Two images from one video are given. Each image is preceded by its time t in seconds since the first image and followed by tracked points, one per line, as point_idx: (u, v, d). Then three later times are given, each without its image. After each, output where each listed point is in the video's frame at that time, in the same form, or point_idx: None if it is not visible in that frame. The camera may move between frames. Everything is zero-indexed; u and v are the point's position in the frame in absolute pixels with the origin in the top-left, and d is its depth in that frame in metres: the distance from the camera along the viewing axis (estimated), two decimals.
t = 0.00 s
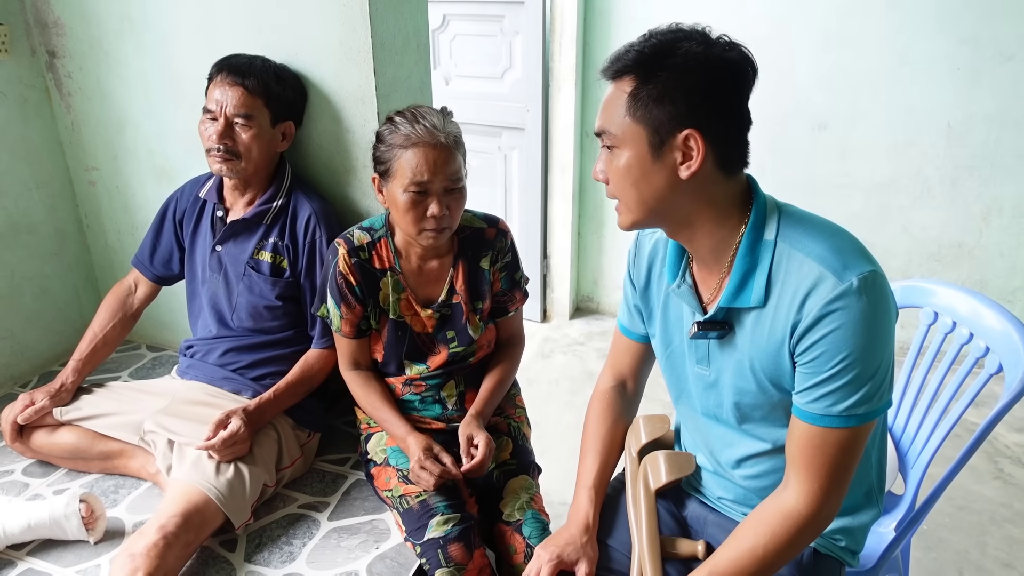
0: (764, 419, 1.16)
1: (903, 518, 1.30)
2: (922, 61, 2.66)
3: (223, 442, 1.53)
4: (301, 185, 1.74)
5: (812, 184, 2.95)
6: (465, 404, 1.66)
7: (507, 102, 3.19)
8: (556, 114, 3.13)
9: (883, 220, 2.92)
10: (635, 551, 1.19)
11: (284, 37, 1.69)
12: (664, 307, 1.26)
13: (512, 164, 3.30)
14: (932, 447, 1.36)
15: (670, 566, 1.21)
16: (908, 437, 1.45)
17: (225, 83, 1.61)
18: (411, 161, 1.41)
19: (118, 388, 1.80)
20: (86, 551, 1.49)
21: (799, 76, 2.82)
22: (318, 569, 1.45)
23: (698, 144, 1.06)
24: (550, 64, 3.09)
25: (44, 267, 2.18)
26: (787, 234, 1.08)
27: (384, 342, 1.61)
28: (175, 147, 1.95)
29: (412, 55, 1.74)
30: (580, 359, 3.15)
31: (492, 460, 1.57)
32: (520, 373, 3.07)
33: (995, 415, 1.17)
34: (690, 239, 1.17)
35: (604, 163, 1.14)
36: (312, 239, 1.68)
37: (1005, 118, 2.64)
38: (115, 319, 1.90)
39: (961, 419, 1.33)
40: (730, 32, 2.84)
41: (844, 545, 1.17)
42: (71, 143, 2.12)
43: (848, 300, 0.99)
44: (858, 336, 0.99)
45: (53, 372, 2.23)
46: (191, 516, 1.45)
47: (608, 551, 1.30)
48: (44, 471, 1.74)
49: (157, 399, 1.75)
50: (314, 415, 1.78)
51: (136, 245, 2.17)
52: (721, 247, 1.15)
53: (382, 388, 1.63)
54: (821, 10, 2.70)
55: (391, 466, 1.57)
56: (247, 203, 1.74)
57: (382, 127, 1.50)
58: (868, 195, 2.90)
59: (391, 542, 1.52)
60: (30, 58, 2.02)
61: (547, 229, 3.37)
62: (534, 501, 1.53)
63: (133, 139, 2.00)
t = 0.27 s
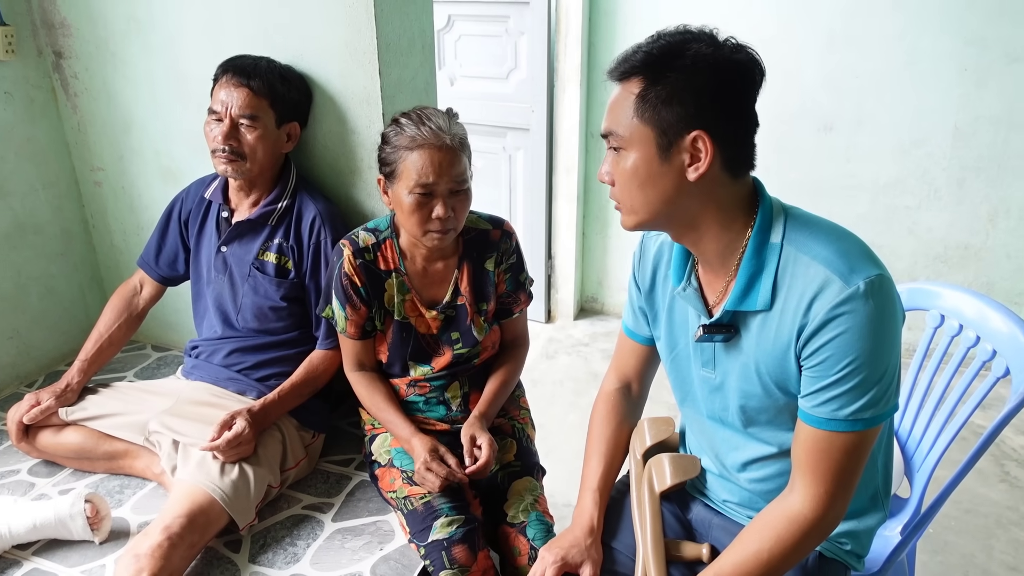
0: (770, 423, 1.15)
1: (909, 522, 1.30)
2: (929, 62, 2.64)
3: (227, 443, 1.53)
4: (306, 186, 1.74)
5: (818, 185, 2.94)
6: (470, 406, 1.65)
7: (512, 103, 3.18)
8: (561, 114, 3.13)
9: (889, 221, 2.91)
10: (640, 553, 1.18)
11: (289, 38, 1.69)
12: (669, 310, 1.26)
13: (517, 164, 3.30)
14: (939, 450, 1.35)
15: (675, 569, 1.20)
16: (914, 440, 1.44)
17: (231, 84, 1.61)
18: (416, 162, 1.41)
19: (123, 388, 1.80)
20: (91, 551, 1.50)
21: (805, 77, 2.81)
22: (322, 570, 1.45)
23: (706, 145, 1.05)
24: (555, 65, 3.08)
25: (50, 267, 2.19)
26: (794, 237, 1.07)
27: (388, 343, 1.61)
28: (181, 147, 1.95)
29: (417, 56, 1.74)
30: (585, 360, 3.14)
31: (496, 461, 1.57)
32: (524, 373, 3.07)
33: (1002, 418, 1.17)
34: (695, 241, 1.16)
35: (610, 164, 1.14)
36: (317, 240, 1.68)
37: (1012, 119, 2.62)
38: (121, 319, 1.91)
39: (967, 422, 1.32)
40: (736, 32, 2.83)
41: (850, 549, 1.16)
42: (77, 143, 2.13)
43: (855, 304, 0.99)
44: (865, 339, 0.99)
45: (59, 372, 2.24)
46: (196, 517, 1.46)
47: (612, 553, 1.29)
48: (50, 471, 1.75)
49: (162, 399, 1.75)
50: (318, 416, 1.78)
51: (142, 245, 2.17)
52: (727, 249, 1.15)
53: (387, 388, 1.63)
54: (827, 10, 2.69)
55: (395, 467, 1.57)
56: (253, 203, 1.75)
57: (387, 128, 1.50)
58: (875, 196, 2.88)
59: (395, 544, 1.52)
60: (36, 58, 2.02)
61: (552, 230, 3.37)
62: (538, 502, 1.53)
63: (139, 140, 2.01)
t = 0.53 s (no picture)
0: (772, 422, 1.15)
1: (913, 522, 1.29)
2: (936, 59, 2.63)
3: (230, 440, 1.54)
4: (309, 184, 1.74)
5: (823, 183, 2.93)
6: (472, 404, 1.65)
7: (516, 100, 3.18)
8: (566, 112, 3.12)
9: (895, 220, 2.89)
10: (641, 553, 1.18)
11: (292, 36, 1.69)
12: (672, 308, 1.25)
13: (521, 162, 3.30)
14: (943, 450, 1.35)
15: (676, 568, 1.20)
16: (918, 440, 1.43)
17: (234, 82, 1.61)
18: (419, 160, 1.41)
19: (127, 385, 1.81)
20: (94, 547, 1.50)
21: (810, 74, 2.80)
22: (324, 568, 1.45)
23: (707, 143, 1.05)
24: (560, 62, 3.07)
25: (55, 264, 2.20)
26: (797, 235, 1.07)
27: (391, 341, 1.61)
28: (184, 145, 1.96)
29: (420, 53, 1.74)
30: (589, 358, 3.14)
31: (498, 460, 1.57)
32: (528, 371, 3.06)
33: (1008, 419, 1.16)
34: (698, 239, 1.15)
35: (611, 162, 1.13)
36: (320, 237, 1.68)
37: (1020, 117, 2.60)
38: (125, 316, 1.91)
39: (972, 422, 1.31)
40: (741, 30, 2.82)
41: (853, 549, 1.16)
42: (82, 141, 2.14)
43: (858, 302, 0.98)
44: (868, 338, 0.98)
45: (64, 369, 2.25)
46: (198, 514, 1.46)
47: (614, 552, 1.29)
48: (54, 467, 1.75)
49: (166, 396, 1.76)
50: (321, 413, 1.79)
51: (146, 242, 2.18)
52: (729, 247, 1.14)
53: (389, 386, 1.63)
54: (833, 8, 2.67)
55: (397, 465, 1.57)
56: (256, 201, 1.75)
57: (389, 126, 1.50)
58: (880, 194, 2.87)
59: (397, 542, 1.52)
60: (41, 56, 2.03)
61: (556, 227, 3.36)
62: (540, 501, 1.53)
63: (143, 137, 2.01)
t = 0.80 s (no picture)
0: (777, 423, 1.14)
1: (919, 525, 1.28)
2: (942, 60, 2.62)
3: (234, 440, 1.54)
4: (313, 185, 1.74)
5: (829, 184, 2.92)
6: (476, 404, 1.65)
7: (521, 101, 3.18)
8: (571, 113, 3.12)
9: (901, 221, 2.88)
10: (645, 554, 1.17)
11: (298, 37, 1.69)
12: (677, 310, 1.25)
13: (526, 162, 3.30)
14: (949, 452, 1.34)
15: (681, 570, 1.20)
16: (924, 442, 1.43)
17: (240, 83, 1.62)
18: (423, 162, 1.41)
19: (132, 384, 1.82)
20: (100, 546, 1.51)
21: (816, 75, 2.79)
22: (329, 567, 1.46)
23: (707, 144, 1.05)
24: (564, 63, 3.07)
25: (61, 264, 2.20)
26: (802, 236, 1.06)
27: (395, 341, 1.61)
28: (190, 145, 1.96)
29: (425, 54, 1.74)
30: (593, 359, 3.14)
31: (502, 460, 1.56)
32: (532, 372, 3.06)
33: (1014, 420, 1.15)
34: (701, 240, 1.15)
35: (613, 159, 1.14)
36: (325, 238, 1.69)
37: None
38: (130, 316, 1.92)
39: (978, 425, 1.30)
40: (747, 30, 2.82)
41: (858, 551, 1.16)
42: (88, 141, 2.15)
43: (863, 303, 0.98)
44: (873, 339, 0.98)
45: (70, 368, 2.26)
46: (203, 513, 1.46)
47: (618, 553, 1.29)
48: (60, 466, 1.76)
49: (171, 396, 1.76)
50: (326, 413, 1.79)
51: (151, 242, 2.19)
52: (733, 248, 1.14)
53: (394, 386, 1.63)
54: (839, 8, 2.66)
55: (402, 465, 1.57)
56: (260, 202, 1.75)
57: (394, 126, 1.50)
58: (886, 195, 2.86)
59: (401, 542, 1.52)
60: (48, 57, 2.04)
61: (561, 228, 3.36)
62: (544, 501, 1.53)
63: (149, 138, 2.02)
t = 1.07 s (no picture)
0: (778, 424, 1.14)
1: (920, 527, 1.28)
2: (947, 60, 2.61)
3: (235, 438, 1.55)
4: (315, 183, 1.74)
5: (832, 184, 2.91)
6: (477, 403, 1.65)
7: (524, 100, 3.18)
8: (574, 112, 3.11)
9: (904, 221, 2.87)
10: (646, 554, 1.17)
11: (300, 35, 1.69)
12: (678, 310, 1.25)
13: (529, 161, 3.29)
14: (952, 454, 1.33)
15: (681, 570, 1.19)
16: (926, 443, 1.42)
17: (242, 80, 1.61)
18: (426, 162, 1.41)
19: (134, 381, 1.82)
20: (100, 544, 1.51)
21: (820, 75, 2.78)
22: (329, 566, 1.45)
23: (711, 142, 1.04)
24: (568, 62, 3.07)
25: (64, 261, 2.21)
26: (804, 236, 1.06)
27: (397, 340, 1.61)
28: (192, 143, 1.96)
29: (428, 52, 1.74)
30: (595, 359, 3.13)
31: (502, 459, 1.56)
32: (534, 371, 3.06)
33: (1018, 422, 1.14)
34: (704, 239, 1.15)
35: (616, 161, 1.13)
36: (326, 236, 1.69)
37: None
38: (132, 313, 1.92)
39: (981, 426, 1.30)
40: (751, 30, 2.81)
41: (859, 553, 1.15)
42: (91, 139, 2.15)
43: (864, 304, 0.97)
44: (874, 340, 0.97)
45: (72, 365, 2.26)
46: (203, 511, 1.46)
47: (618, 553, 1.28)
48: (61, 463, 1.76)
49: (172, 393, 1.76)
50: (326, 412, 1.79)
51: (154, 239, 2.19)
52: (736, 248, 1.14)
53: (394, 385, 1.63)
54: (844, 8, 2.65)
55: (402, 464, 1.57)
56: (262, 200, 1.75)
57: (397, 125, 1.50)
58: (890, 196, 2.85)
59: (401, 541, 1.52)
60: (51, 54, 2.04)
61: (563, 227, 3.35)
62: (545, 501, 1.52)
63: (151, 136, 2.02)
